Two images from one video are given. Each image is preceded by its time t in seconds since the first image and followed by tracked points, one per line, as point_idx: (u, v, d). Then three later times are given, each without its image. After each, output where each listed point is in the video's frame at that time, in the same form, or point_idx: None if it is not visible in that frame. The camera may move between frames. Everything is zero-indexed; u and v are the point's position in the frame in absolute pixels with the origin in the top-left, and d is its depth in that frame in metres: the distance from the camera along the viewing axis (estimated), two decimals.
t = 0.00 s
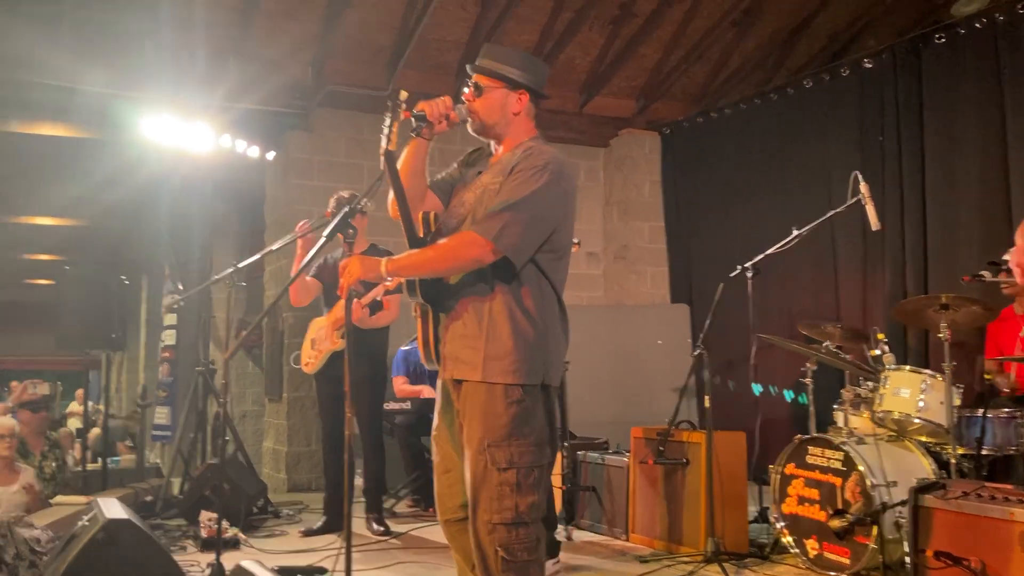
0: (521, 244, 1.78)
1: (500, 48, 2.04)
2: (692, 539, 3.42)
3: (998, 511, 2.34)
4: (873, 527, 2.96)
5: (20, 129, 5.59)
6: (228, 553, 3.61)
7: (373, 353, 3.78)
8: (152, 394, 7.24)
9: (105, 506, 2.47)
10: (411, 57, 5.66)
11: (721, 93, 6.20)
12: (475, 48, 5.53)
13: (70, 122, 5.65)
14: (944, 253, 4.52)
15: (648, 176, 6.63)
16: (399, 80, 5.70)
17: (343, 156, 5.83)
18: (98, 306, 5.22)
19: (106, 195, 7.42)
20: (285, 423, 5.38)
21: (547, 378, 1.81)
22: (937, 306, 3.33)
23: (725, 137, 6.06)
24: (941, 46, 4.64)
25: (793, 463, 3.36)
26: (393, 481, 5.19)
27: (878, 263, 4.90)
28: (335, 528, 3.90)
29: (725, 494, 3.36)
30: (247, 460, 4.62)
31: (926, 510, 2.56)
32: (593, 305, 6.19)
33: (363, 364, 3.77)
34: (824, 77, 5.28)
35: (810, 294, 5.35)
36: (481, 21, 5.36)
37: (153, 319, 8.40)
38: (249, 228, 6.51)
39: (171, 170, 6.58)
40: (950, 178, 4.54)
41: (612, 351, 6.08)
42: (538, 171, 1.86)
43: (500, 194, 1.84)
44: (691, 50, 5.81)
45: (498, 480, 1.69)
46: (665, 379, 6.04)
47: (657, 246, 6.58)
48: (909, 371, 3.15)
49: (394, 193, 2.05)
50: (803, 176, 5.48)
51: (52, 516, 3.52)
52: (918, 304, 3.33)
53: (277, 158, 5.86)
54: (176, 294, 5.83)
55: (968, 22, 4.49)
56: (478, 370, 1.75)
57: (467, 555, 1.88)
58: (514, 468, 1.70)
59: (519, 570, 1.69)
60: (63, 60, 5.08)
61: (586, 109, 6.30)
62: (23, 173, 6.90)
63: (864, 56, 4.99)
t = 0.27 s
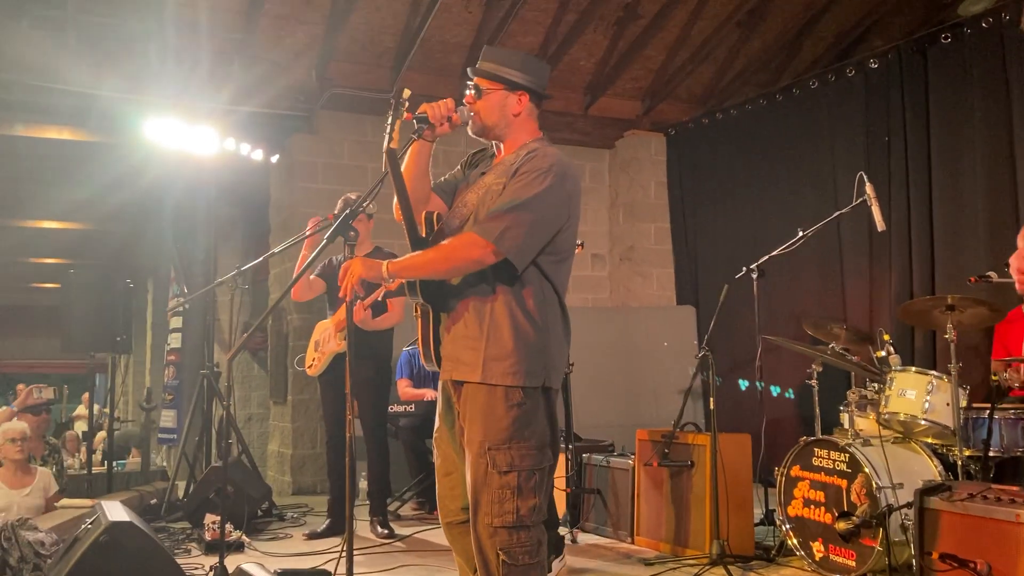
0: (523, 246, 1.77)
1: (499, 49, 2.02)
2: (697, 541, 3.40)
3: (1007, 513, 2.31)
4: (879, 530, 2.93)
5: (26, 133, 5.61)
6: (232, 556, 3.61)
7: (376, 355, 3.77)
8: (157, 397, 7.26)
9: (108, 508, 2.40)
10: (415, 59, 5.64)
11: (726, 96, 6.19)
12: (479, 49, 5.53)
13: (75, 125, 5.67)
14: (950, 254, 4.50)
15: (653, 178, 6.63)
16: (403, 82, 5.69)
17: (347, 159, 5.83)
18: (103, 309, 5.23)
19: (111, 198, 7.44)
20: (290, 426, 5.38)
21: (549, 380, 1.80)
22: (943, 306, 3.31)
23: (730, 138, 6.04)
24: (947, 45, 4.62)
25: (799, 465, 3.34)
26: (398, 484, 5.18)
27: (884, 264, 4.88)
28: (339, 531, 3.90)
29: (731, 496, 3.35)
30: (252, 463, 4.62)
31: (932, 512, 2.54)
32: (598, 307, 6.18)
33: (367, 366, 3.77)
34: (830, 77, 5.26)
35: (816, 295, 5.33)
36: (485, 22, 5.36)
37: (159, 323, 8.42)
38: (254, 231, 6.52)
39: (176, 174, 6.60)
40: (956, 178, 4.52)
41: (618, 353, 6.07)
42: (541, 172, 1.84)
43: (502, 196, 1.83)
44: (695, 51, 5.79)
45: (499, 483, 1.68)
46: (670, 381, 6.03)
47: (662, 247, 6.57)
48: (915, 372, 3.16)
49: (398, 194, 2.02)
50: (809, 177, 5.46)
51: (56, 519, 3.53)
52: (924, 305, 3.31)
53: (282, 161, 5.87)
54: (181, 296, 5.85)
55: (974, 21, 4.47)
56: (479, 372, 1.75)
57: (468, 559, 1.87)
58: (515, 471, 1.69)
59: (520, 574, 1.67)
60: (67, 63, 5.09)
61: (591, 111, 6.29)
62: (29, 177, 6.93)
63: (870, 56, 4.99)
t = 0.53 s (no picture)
0: (524, 245, 1.76)
1: (501, 48, 2.03)
2: (700, 541, 3.40)
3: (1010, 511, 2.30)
4: (883, 529, 2.92)
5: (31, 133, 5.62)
6: (234, 555, 3.62)
7: (379, 354, 3.77)
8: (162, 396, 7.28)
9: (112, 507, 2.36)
10: (419, 59, 5.64)
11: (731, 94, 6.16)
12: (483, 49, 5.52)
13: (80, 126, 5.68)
14: (955, 252, 4.48)
15: (657, 177, 6.62)
16: (407, 81, 5.68)
17: (350, 158, 5.84)
18: (108, 309, 5.24)
19: (116, 198, 7.44)
20: (294, 425, 5.38)
21: (550, 380, 1.80)
22: (947, 304, 3.30)
23: (734, 136, 6.04)
24: (952, 42, 4.60)
25: (803, 463, 3.33)
26: (402, 483, 5.18)
27: (889, 263, 4.87)
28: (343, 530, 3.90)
29: (734, 495, 3.34)
30: (256, 463, 4.63)
31: (936, 510, 2.53)
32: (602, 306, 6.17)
33: (370, 366, 3.77)
34: (835, 75, 5.25)
35: (820, 294, 5.31)
36: (489, 22, 5.35)
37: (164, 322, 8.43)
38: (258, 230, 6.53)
39: (181, 173, 6.61)
40: (961, 177, 4.50)
41: (622, 352, 6.06)
42: (542, 171, 1.84)
43: (503, 195, 1.83)
44: (699, 49, 5.77)
45: (500, 482, 1.68)
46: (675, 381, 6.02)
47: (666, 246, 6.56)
48: (919, 371, 3.14)
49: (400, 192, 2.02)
50: (813, 175, 5.45)
51: (60, 517, 3.54)
52: (928, 303, 3.30)
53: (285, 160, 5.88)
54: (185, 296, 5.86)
55: (979, 19, 4.45)
56: (479, 371, 1.74)
57: (469, 558, 1.86)
58: (516, 470, 1.68)
59: (521, 574, 1.67)
60: (71, 64, 5.10)
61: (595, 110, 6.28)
62: (35, 177, 6.94)
63: (875, 54, 4.97)
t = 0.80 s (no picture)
0: (525, 244, 1.76)
1: (503, 48, 2.03)
2: (703, 540, 3.40)
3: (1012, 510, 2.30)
4: (885, 528, 2.92)
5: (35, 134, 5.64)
6: (237, 554, 3.63)
7: (382, 354, 3.78)
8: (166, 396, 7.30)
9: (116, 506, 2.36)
10: (422, 58, 5.64)
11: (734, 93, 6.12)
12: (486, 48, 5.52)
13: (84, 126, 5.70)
14: (959, 251, 4.47)
15: (660, 176, 6.62)
16: (410, 81, 5.69)
17: (354, 158, 5.85)
18: (113, 309, 5.25)
19: (120, 197, 7.46)
20: (298, 424, 5.39)
21: (551, 379, 1.80)
22: (949, 302, 3.29)
23: (738, 135, 6.03)
24: (955, 41, 4.60)
25: (805, 462, 3.33)
26: (405, 482, 5.19)
27: (893, 262, 4.86)
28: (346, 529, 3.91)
29: (737, 494, 3.34)
30: (260, 462, 4.64)
31: (938, 509, 2.53)
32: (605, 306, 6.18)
33: (373, 365, 3.77)
34: (838, 74, 5.25)
35: (824, 293, 5.31)
36: (492, 21, 5.35)
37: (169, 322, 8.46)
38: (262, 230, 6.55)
39: (185, 173, 6.63)
40: (965, 176, 4.49)
41: (625, 352, 6.06)
42: (543, 170, 1.84)
43: (504, 195, 1.83)
44: (703, 49, 5.76)
45: (500, 481, 1.68)
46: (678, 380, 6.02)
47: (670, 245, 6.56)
48: (922, 369, 3.14)
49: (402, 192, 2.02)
50: (817, 174, 5.45)
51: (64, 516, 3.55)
52: (930, 302, 3.29)
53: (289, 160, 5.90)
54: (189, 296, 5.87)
55: (982, 17, 4.45)
56: (481, 371, 1.74)
57: (469, 557, 1.87)
58: (516, 469, 1.69)
59: (521, 573, 1.67)
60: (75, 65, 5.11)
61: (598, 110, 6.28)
62: (39, 177, 6.96)
63: (878, 53, 4.96)
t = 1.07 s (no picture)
0: (527, 244, 1.76)
1: (505, 48, 2.03)
2: (703, 539, 3.39)
3: (1012, 509, 2.29)
4: (886, 528, 2.91)
5: (35, 133, 5.62)
6: (237, 553, 3.62)
7: (382, 353, 3.77)
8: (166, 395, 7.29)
9: (113, 504, 2.36)
10: (423, 58, 5.63)
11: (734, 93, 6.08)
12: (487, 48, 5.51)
13: (84, 126, 5.69)
14: (960, 250, 4.47)
15: (661, 176, 6.62)
16: (411, 80, 5.68)
17: (354, 157, 5.85)
18: (113, 308, 5.25)
19: (120, 197, 7.45)
20: (298, 424, 5.39)
21: (552, 379, 1.80)
22: (950, 302, 3.28)
23: (738, 135, 6.03)
24: (956, 40, 4.59)
25: (806, 462, 3.33)
26: (405, 482, 5.19)
27: (894, 262, 4.86)
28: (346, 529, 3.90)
29: (737, 494, 3.34)
30: (259, 461, 4.64)
31: (939, 508, 2.52)
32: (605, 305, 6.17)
33: (373, 364, 3.77)
34: (839, 74, 5.25)
35: (825, 293, 5.30)
36: (492, 21, 5.34)
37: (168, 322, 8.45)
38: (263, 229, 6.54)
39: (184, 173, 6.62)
40: (966, 175, 4.48)
41: (625, 352, 6.06)
42: (543, 172, 1.84)
43: (506, 196, 1.83)
44: (704, 48, 5.75)
45: (501, 480, 1.68)
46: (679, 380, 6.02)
47: (670, 245, 6.56)
48: (923, 369, 3.13)
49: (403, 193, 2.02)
50: (817, 174, 5.44)
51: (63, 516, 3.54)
52: (931, 301, 3.28)
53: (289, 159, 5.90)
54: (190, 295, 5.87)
55: (983, 17, 4.44)
56: (482, 371, 1.74)
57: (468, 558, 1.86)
58: (517, 468, 1.68)
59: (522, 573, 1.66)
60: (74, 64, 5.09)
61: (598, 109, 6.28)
62: (39, 176, 6.96)
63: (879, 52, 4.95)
